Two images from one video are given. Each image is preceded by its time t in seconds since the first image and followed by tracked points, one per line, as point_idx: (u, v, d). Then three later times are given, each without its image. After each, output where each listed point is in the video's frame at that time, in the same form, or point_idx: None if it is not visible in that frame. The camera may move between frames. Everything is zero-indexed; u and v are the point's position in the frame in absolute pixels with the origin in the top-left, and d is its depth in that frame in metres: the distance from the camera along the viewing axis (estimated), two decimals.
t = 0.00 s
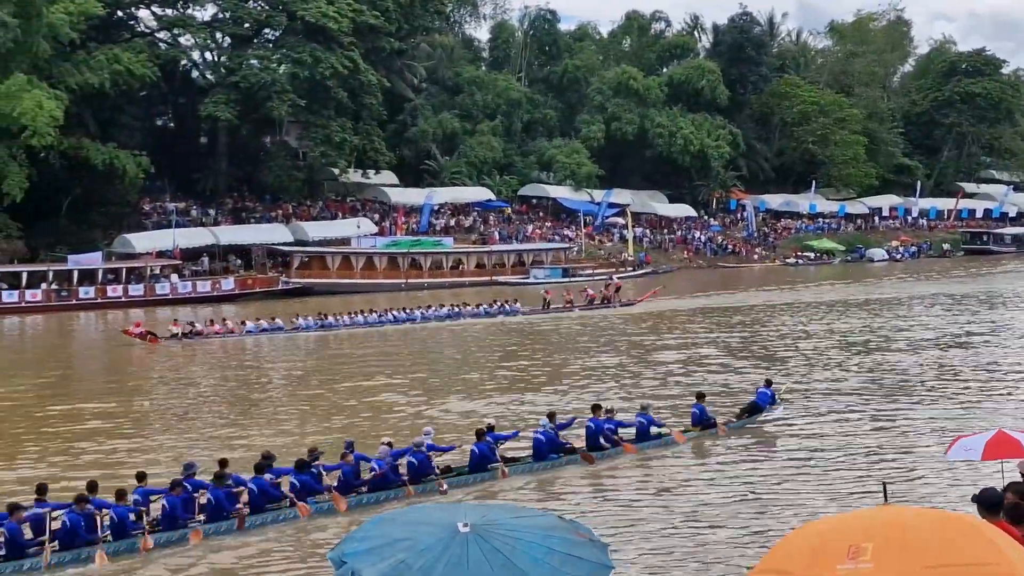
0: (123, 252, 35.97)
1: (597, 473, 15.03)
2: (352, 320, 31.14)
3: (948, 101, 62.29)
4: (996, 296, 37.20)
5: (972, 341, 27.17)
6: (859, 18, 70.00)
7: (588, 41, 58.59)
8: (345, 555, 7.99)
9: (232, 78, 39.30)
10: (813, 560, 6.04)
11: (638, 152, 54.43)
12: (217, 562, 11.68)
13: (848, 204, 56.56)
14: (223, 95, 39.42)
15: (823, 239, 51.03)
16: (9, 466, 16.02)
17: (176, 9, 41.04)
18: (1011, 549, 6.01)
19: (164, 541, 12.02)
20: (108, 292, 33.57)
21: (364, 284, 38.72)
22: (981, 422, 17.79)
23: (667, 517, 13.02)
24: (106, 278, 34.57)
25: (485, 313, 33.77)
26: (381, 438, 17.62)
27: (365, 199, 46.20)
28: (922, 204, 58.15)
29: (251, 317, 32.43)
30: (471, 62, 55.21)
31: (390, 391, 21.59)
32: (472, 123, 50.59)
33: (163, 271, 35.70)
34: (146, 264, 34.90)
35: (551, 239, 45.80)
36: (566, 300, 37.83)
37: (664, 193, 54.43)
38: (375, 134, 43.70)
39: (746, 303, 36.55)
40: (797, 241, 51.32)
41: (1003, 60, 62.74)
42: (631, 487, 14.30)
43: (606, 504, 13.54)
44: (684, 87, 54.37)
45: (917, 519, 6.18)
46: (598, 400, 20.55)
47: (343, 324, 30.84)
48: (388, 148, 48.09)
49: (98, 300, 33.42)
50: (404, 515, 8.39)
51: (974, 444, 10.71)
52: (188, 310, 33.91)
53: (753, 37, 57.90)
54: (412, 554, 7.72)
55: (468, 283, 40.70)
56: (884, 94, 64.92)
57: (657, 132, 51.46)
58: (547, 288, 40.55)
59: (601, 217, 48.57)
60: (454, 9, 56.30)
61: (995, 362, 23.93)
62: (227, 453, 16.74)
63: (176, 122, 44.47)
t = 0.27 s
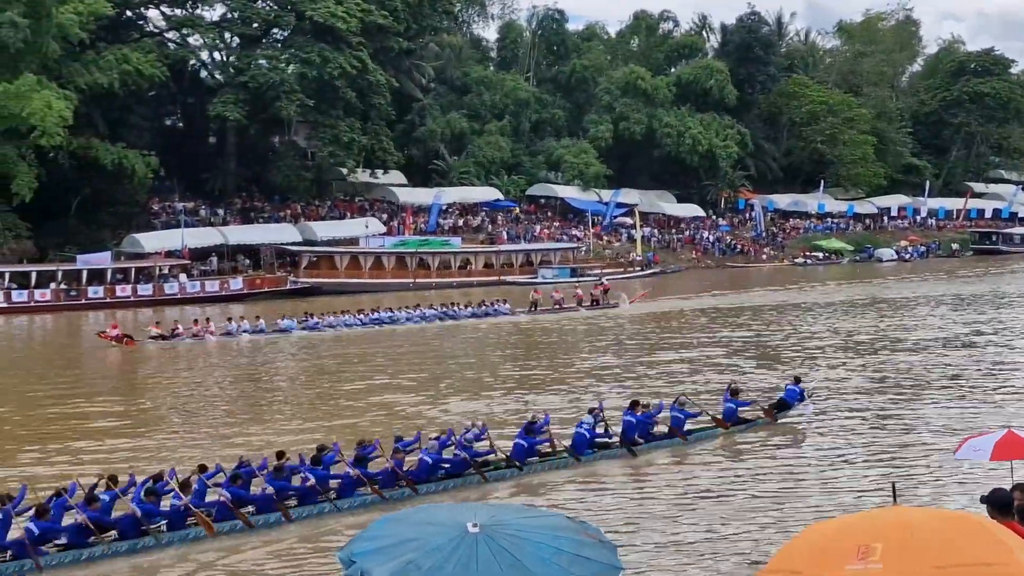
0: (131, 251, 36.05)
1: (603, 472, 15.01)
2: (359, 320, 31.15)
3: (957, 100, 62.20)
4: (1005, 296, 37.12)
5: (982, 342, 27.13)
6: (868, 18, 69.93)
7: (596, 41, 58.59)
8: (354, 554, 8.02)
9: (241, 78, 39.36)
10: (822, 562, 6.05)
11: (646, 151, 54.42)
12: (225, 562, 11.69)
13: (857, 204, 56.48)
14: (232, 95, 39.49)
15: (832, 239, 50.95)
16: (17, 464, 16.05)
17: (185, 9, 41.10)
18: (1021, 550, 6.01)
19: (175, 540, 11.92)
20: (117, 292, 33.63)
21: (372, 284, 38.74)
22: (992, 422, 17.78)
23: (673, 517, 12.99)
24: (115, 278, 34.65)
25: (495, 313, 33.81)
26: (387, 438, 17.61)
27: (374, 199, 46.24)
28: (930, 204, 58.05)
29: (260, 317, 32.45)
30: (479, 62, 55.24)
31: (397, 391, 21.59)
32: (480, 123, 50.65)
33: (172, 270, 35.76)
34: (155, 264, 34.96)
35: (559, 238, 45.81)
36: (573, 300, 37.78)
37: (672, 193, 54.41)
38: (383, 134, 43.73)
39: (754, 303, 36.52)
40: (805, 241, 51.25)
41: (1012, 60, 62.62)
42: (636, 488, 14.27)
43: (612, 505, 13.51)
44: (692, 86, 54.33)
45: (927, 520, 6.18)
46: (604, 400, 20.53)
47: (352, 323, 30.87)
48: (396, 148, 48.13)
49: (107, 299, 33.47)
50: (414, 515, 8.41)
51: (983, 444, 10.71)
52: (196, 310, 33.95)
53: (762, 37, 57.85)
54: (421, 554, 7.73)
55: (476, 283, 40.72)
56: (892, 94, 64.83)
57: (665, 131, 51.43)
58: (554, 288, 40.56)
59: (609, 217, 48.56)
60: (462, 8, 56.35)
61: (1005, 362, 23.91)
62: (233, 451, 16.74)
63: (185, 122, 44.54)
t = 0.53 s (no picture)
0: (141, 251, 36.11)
1: (610, 473, 14.98)
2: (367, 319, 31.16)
3: (967, 100, 62.09)
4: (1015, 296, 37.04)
5: (993, 342, 27.09)
6: (877, 18, 69.84)
7: (605, 41, 58.55)
8: (365, 554, 8.03)
9: (250, 78, 39.41)
10: (832, 562, 6.05)
11: (655, 151, 54.39)
12: (234, 563, 11.69)
13: (866, 204, 56.39)
14: (241, 96, 39.54)
15: (841, 239, 50.88)
16: (26, 463, 16.09)
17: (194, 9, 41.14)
18: None
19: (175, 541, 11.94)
20: (127, 292, 33.67)
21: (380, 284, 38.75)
22: (1004, 422, 17.75)
23: (681, 518, 12.97)
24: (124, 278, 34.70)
25: (504, 313, 33.77)
26: (394, 438, 17.59)
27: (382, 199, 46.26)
28: (939, 204, 57.95)
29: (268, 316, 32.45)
30: (488, 61, 55.25)
31: (404, 391, 21.58)
32: (489, 123, 50.68)
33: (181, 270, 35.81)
34: (164, 264, 35.00)
35: (568, 238, 45.77)
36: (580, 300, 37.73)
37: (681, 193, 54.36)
38: (392, 134, 43.75)
39: (764, 303, 36.48)
40: (814, 241, 51.17)
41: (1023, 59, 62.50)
42: (644, 489, 14.24)
43: (620, 506, 13.49)
44: (701, 86, 54.28)
45: (939, 519, 6.19)
46: (611, 400, 20.50)
47: (361, 323, 30.86)
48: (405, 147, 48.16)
49: (117, 299, 33.50)
50: (425, 514, 8.42)
51: (993, 443, 10.68)
52: (205, 310, 33.98)
53: (771, 36, 57.78)
54: (433, 554, 7.74)
55: (485, 282, 40.72)
56: (901, 93, 64.69)
57: (674, 131, 51.39)
58: (564, 288, 40.54)
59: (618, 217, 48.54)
60: (471, 9, 56.33)
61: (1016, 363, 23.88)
62: (239, 452, 16.74)
63: (194, 122, 44.59)
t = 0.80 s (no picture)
0: (152, 251, 36.22)
1: (620, 474, 14.95)
2: (377, 320, 31.17)
3: (979, 99, 61.97)
4: None
5: (1005, 342, 27.03)
6: (889, 18, 69.71)
7: (616, 41, 58.53)
8: (378, 553, 8.09)
9: (262, 78, 39.47)
10: (847, 562, 6.07)
11: (665, 151, 54.38)
12: (243, 562, 11.70)
13: (878, 204, 56.30)
14: (252, 96, 39.58)
15: (853, 239, 50.78)
16: (39, 462, 16.14)
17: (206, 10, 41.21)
18: None
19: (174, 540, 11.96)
20: (139, 291, 33.76)
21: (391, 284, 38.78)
22: (1018, 423, 17.72)
23: (693, 519, 12.97)
24: (136, 277, 34.80)
25: (506, 313, 33.69)
26: (402, 438, 17.59)
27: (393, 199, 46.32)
28: (951, 203, 57.81)
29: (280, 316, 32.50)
30: (499, 61, 55.27)
31: (414, 391, 21.58)
32: (500, 123, 50.73)
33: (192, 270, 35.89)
34: (176, 264, 35.07)
35: (579, 238, 45.75)
36: (591, 300, 37.69)
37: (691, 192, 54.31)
38: (403, 134, 43.78)
39: (776, 303, 36.43)
40: (826, 241, 51.08)
41: None
42: (653, 490, 14.22)
43: (629, 507, 13.48)
44: (712, 85, 54.22)
45: (954, 518, 6.22)
46: (619, 401, 20.47)
47: (372, 323, 30.88)
48: (415, 147, 48.20)
49: (128, 299, 33.57)
50: (437, 514, 8.44)
51: (1008, 444, 10.66)
52: (217, 309, 34.04)
53: (782, 36, 57.69)
54: (445, 555, 7.77)
55: (495, 282, 40.74)
56: (913, 93, 64.54)
57: (685, 131, 51.35)
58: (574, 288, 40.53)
59: (629, 217, 48.52)
60: (482, 9, 56.37)
61: None
62: (248, 451, 16.75)
63: (205, 122, 44.67)
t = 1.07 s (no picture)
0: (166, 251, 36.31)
1: (637, 474, 14.95)
2: (390, 320, 31.20)
3: (994, 99, 61.78)
4: None
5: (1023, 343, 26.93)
6: (904, 17, 69.52)
7: (630, 40, 58.49)
8: (393, 552, 8.09)
9: (276, 78, 39.54)
10: (867, 561, 6.23)
11: (679, 151, 54.36)
12: (254, 563, 11.69)
13: (892, 204, 56.14)
14: (266, 96, 39.66)
15: (867, 238, 50.63)
16: (57, 460, 16.21)
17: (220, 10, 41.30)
18: None
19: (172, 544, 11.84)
20: (153, 291, 33.85)
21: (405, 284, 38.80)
22: None
23: (710, 519, 12.96)
24: (150, 277, 34.87)
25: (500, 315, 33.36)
26: (412, 438, 17.56)
27: (406, 199, 46.35)
28: (966, 203, 57.62)
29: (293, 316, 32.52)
30: (513, 61, 55.28)
31: (425, 391, 21.56)
32: (513, 123, 50.75)
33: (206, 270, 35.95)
34: (190, 263, 35.14)
35: (592, 238, 45.72)
36: (605, 300, 37.66)
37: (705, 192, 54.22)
38: (417, 134, 43.81)
39: (791, 303, 36.36)
40: (840, 241, 50.95)
41: None
42: (669, 489, 14.21)
43: (640, 508, 13.43)
44: (726, 85, 54.15)
45: (970, 521, 6.43)
46: (632, 400, 20.44)
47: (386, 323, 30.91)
48: (429, 147, 48.24)
49: (143, 298, 33.66)
50: (453, 514, 8.45)
51: None
52: (231, 309, 34.11)
53: (797, 36, 57.58)
54: (459, 554, 7.78)
55: (508, 282, 40.74)
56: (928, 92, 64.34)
57: (698, 130, 51.30)
58: (588, 288, 40.50)
59: (642, 217, 48.47)
60: (496, 9, 56.39)
61: None
62: (258, 451, 16.74)
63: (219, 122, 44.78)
